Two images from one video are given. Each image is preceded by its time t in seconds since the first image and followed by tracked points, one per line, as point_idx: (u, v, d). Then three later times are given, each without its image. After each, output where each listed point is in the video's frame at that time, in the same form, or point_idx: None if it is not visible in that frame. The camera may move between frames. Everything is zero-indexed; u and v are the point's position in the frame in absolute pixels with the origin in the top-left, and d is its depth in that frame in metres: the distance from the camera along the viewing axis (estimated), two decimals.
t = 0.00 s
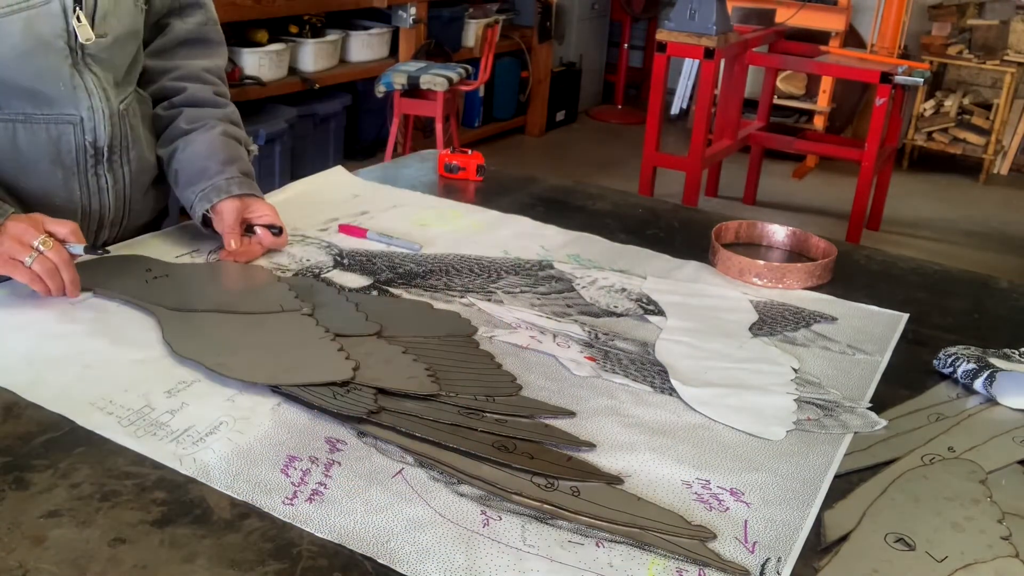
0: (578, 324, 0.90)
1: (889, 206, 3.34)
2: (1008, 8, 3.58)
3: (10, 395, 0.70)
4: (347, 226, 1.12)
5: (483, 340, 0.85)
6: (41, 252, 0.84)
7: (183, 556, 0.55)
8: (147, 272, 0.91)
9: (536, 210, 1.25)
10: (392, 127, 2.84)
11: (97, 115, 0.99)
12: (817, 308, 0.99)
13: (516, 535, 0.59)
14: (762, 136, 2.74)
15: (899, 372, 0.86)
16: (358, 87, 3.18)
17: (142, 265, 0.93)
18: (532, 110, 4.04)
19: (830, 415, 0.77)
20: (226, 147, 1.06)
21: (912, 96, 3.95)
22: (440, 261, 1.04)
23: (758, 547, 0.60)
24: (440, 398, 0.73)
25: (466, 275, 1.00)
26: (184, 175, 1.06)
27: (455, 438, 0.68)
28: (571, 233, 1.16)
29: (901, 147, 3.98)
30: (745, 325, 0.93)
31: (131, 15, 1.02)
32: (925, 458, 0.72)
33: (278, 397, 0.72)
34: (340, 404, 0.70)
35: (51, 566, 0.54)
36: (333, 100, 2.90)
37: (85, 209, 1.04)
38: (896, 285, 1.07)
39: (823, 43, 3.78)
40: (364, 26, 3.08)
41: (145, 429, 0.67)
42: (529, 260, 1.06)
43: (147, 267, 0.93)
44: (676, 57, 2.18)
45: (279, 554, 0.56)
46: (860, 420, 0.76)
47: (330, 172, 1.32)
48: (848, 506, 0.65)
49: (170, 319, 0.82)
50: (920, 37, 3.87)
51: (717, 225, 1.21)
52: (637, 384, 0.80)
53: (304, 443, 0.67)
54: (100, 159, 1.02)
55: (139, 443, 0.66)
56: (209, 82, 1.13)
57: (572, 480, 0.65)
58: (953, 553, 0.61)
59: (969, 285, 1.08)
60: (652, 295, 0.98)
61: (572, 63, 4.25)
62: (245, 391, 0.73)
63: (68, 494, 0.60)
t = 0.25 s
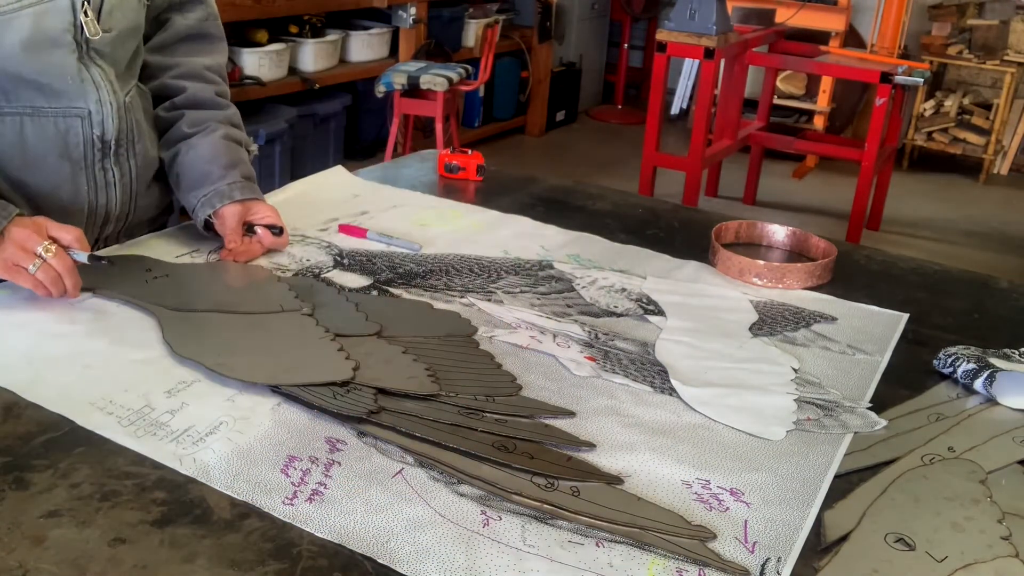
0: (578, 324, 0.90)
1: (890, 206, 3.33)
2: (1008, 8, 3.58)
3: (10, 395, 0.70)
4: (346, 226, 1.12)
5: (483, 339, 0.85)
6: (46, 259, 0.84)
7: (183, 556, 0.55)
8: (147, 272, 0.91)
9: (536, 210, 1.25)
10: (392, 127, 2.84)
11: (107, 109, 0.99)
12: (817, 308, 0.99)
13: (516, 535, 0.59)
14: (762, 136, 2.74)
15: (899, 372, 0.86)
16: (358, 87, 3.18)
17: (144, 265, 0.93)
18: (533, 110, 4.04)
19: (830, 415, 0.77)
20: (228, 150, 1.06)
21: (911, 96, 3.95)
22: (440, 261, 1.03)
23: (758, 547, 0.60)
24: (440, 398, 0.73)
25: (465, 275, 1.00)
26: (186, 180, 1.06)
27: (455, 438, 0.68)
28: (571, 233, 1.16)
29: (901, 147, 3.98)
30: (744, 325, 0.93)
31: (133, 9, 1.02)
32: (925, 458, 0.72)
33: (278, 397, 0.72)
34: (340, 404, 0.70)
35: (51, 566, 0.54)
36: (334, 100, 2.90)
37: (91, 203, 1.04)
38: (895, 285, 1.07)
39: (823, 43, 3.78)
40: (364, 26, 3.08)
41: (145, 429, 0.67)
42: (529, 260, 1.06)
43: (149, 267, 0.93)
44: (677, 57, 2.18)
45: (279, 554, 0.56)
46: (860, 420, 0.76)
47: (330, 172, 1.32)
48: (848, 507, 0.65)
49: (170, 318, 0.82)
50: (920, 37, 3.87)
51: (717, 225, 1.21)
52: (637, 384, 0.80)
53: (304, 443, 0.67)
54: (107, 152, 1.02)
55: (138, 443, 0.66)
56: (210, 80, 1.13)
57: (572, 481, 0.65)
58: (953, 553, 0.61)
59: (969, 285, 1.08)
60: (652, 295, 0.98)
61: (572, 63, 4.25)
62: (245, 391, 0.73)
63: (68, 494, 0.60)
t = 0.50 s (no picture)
0: (578, 324, 0.90)
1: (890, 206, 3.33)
2: (1008, 8, 3.58)
3: (10, 395, 0.70)
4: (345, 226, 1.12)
5: (483, 340, 0.85)
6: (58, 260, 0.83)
7: (183, 556, 0.55)
8: (147, 272, 0.91)
9: (536, 210, 1.25)
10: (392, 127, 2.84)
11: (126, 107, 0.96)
12: (817, 308, 0.99)
13: (516, 536, 0.59)
14: (762, 136, 2.73)
15: (899, 372, 0.86)
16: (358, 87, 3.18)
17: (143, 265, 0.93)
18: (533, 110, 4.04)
19: (830, 415, 0.77)
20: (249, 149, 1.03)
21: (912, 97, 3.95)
22: (440, 261, 1.03)
23: (758, 547, 0.60)
24: (440, 398, 0.73)
25: (465, 275, 1.00)
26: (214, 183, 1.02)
27: (455, 438, 0.68)
28: (571, 233, 1.16)
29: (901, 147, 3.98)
30: (745, 325, 0.93)
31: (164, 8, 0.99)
32: (925, 458, 0.72)
33: (278, 397, 0.72)
34: (340, 404, 0.70)
35: (51, 566, 0.54)
36: (334, 100, 2.90)
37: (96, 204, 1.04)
38: (895, 285, 1.07)
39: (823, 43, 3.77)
40: (364, 26, 3.08)
41: (145, 429, 0.67)
42: (529, 260, 1.06)
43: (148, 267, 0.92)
44: (677, 57, 2.18)
45: (279, 554, 0.56)
46: (860, 420, 0.76)
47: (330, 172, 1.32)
48: (848, 507, 0.65)
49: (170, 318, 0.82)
50: (920, 37, 3.87)
51: (717, 225, 1.21)
52: (637, 384, 0.80)
53: (304, 443, 0.67)
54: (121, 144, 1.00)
55: (139, 443, 0.66)
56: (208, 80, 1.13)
57: (572, 481, 0.65)
58: (953, 553, 0.61)
59: (969, 285, 1.08)
60: (652, 295, 0.98)
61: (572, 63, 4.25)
62: (244, 390, 0.73)
63: (68, 494, 0.60)
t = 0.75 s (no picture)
0: (578, 324, 0.90)
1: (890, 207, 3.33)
2: (1008, 8, 3.58)
3: (10, 395, 0.70)
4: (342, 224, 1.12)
5: (483, 340, 0.85)
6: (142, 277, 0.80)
7: (183, 556, 0.55)
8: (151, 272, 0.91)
9: (536, 210, 1.25)
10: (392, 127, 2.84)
11: (189, 97, 0.94)
12: (817, 308, 0.99)
13: (516, 536, 0.59)
14: (762, 136, 2.73)
15: (899, 372, 0.86)
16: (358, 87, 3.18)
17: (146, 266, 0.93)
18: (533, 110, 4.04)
19: (829, 415, 0.77)
20: (323, 139, 0.99)
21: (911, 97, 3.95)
22: (441, 261, 1.03)
23: (758, 547, 0.60)
24: (440, 398, 0.73)
25: (466, 275, 1.00)
26: (306, 189, 0.97)
27: (455, 439, 0.68)
28: (572, 233, 1.16)
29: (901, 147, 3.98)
30: (744, 325, 0.93)
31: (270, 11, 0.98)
32: (925, 458, 0.72)
33: (278, 396, 0.72)
34: (340, 404, 0.70)
35: (52, 566, 0.54)
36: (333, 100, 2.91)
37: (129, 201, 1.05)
38: (895, 285, 1.07)
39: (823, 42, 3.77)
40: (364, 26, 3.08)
41: (145, 429, 0.67)
42: (529, 260, 1.06)
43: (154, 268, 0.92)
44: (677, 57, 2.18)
45: (279, 554, 0.56)
46: (860, 420, 0.76)
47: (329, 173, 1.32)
48: (848, 507, 0.65)
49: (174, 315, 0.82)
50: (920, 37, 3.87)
51: (717, 225, 1.21)
52: (637, 384, 0.80)
53: (304, 443, 0.67)
54: (167, 126, 0.97)
55: (139, 443, 0.66)
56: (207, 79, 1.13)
57: (572, 481, 0.65)
58: (953, 553, 0.61)
59: (969, 285, 1.08)
60: (652, 295, 0.98)
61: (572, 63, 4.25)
62: (244, 390, 0.73)
63: (68, 494, 0.60)
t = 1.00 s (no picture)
0: (578, 324, 0.90)
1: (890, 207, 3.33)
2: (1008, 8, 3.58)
3: (10, 395, 0.70)
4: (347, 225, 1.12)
5: (483, 339, 0.85)
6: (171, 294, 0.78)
7: (183, 556, 0.55)
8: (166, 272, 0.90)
9: (536, 210, 1.25)
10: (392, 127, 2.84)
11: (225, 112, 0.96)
12: (817, 308, 0.99)
13: (516, 535, 0.59)
14: (761, 136, 2.74)
15: (899, 372, 0.86)
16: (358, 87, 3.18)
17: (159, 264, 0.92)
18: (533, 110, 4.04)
19: (830, 415, 0.77)
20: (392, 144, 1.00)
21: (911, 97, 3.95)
22: (441, 261, 1.03)
23: (758, 547, 0.60)
24: (440, 399, 0.73)
25: (466, 275, 1.00)
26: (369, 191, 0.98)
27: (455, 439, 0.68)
28: (571, 233, 1.16)
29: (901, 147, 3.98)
30: (745, 324, 0.93)
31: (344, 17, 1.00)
32: (925, 458, 0.72)
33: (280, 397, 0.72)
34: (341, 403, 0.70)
35: (51, 566, 0.54)
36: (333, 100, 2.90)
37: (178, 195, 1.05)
38: (895, 285, 1.07)
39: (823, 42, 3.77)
40: (364, 26, 3.08)
41: (145, 429, 0.67)
42: (529, 260, 1.06)
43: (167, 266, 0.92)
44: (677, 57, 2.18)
45: (278, 554, 0.56)
46: (860, 420, 0.76)
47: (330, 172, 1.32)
48: (848, 507, 0.65)
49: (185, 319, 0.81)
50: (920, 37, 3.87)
51: (717, 225, 1.21)
52: (637, 384, 0.80)
53: (304, 443, 0.67)
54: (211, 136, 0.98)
55: (139, 443, 0.66)
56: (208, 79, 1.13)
57: (572, 480, 0.65)
58: (953, 553, 0.61)
59: (969, 285, 1.08)
60: (652, 295, 0.98)
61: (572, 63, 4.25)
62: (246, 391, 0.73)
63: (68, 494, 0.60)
